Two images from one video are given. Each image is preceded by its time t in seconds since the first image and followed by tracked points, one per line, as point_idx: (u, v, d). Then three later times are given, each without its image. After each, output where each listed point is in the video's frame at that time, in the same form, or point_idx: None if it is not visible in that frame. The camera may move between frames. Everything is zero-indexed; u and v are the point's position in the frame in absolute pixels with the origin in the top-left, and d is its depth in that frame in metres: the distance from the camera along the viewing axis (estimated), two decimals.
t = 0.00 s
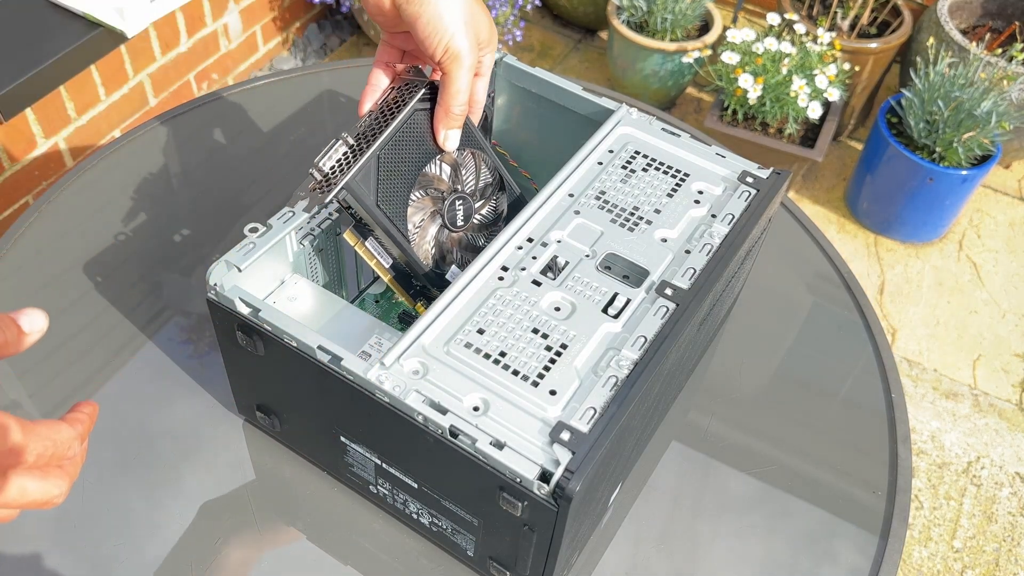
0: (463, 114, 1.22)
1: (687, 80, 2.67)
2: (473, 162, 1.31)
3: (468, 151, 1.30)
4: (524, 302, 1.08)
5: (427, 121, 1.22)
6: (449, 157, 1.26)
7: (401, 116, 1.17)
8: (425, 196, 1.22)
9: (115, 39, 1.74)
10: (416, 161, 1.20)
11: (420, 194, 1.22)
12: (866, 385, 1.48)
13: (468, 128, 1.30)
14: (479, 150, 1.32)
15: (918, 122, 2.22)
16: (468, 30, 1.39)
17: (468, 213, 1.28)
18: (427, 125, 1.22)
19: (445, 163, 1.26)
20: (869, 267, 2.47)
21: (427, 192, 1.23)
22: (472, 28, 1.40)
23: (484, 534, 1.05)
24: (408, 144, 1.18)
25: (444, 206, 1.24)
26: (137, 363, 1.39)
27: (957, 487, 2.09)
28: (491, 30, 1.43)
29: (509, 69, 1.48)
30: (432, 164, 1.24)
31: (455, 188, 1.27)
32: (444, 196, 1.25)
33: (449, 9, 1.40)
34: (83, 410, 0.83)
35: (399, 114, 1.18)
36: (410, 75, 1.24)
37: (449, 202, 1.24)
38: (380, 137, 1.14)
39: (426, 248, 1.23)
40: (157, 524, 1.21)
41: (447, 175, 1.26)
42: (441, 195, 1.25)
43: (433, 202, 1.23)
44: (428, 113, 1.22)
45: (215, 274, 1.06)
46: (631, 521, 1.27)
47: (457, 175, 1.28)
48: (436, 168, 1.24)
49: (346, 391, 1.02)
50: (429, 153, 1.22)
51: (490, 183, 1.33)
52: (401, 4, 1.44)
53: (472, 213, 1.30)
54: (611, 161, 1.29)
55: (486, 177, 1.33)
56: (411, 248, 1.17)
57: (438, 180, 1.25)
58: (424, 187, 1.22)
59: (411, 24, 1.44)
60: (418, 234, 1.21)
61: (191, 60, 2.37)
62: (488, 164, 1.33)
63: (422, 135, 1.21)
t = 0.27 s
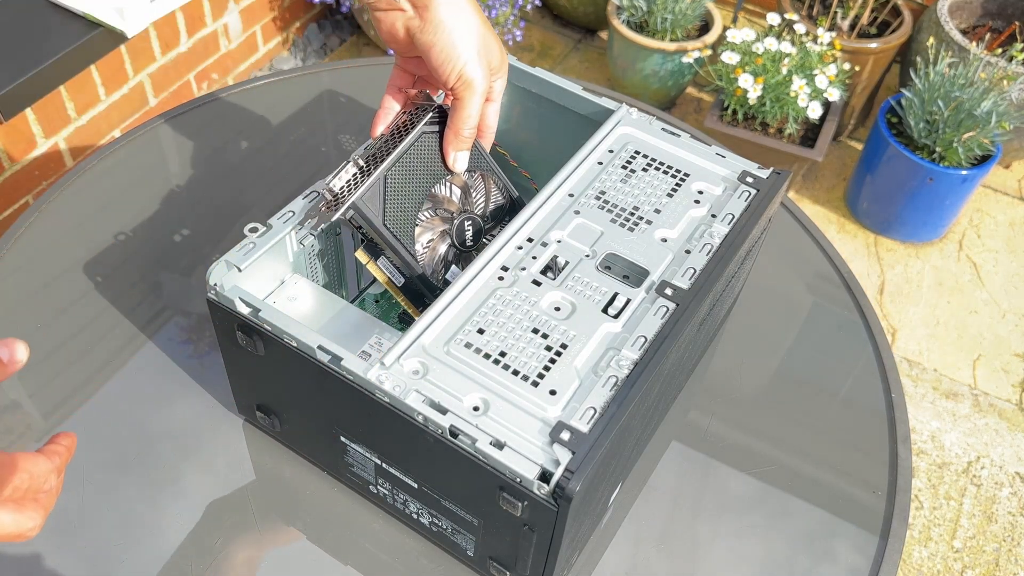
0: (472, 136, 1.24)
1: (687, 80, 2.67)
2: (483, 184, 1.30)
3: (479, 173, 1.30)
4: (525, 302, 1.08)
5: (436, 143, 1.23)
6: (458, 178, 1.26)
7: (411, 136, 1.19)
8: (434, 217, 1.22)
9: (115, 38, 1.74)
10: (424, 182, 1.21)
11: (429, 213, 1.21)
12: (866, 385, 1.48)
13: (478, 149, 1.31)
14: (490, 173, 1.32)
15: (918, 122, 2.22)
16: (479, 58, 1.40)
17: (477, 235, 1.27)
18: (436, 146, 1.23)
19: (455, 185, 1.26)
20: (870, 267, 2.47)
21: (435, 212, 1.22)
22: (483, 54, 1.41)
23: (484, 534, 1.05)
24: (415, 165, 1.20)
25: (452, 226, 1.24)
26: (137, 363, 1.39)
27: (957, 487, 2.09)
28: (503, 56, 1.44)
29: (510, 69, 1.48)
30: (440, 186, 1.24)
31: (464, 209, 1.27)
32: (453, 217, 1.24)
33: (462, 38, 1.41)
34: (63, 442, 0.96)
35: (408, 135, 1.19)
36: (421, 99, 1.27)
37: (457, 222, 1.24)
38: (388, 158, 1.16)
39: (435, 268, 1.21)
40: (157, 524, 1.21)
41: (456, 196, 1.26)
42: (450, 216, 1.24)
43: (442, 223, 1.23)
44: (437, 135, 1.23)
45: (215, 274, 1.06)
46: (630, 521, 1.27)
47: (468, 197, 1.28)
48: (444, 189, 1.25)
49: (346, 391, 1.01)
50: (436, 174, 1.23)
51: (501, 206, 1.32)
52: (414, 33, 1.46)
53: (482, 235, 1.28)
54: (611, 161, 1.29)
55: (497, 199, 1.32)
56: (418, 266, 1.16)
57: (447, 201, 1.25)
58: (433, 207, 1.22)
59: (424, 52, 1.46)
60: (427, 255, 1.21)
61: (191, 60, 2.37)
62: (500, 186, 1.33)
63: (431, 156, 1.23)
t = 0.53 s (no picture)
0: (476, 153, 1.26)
1: (687, 80, 2.67)
2: (488, 200, 1.31)
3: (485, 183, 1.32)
4: (525, 302, 1.08)
5: (439, 159, 1.25)
6: (462, 194, 1.27)
7: (414, 151, 1.21)
8: (437, 230, 1.22)
9: (115, 38, 1.74)
10: (426, 194, 1.22)
11: (432, 225, 1.22)
12: (866, 385, 1.48)
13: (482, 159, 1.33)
14: (495, 188, 1.33)
15: (918, 122, 2.22)
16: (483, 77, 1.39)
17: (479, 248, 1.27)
18: (440, 161, 1.25)
19: (460, 199, 1.27)
20: (870, 267, 2.47)
21: (438, 225, 1.22)
22: (487, 73, 1.40)
23: (484, 534, 1.05)
24: (417, 179, 1.21)
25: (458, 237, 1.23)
26: (137, 363, 1.39)
27: (957, 487, 2.09)
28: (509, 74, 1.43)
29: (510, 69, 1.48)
30: (444, 201, 1.25)
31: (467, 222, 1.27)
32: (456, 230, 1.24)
33: (466, 57, 1.40)
34: (45, 465, 1.07)
35: (412, 150, 1.21)
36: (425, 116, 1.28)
37: (460, 234, 1.24)
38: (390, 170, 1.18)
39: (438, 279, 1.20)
40: (157, 524, 1.21)
41: (460, 210, 1.26)
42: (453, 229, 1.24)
43: (444, 236, 1.23)
44: (440, 150, 1.25)
45: (215, 274, 1.06)
46: (630, 521, 1.27)
47: (472, 211, 1.28)
48: (448, 204, 1.25)
49: (346, 391, 1.01)
50: (440, 189, 1.24)
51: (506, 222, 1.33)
52: (418, 53, 1.45)
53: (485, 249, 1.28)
54: (611, 161, 1.29)
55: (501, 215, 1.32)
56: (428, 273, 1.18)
57: (451, 214, 1.25)
58: (436, 221, 1.22)
59: (428, 72, 1.45)
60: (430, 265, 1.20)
61: (191, 59, 2.37)
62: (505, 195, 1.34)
63: (434, 170, 1.24)
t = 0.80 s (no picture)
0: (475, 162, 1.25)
1: (687, 80, 2.67)
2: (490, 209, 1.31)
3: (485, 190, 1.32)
4: (524, 302, 1.08)
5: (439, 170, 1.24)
6: (463, 204, 1.27)
7: (413, 166, 1.19)
8: (438, 241, 1.22)
9: (115, 38, 1.74)
10: (427, 205, 1.22)
11: (434, 237, 1.22)
12: (866, 385, 1.48)
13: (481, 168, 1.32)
14: (496, 198, 1.32)
15: (918, 122, 2.22)
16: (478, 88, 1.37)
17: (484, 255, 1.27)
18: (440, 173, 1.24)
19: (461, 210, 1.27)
20: (870, 267, 2.47)
21: (440, 236, 1.23)
22: (482, 84, 1.38)
23: (484, 534, 1.05)
24: (417, 192, 1.20)
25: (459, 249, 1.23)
26: (137, 363, 1.39)
27: (957, 487, 2.09)
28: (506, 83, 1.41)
29: (510, 69, 1.48)
30: (445, 212, 1.25)
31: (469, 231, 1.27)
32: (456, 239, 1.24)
33: (460, 69, 1.38)
34: (41, 478, 1.07)
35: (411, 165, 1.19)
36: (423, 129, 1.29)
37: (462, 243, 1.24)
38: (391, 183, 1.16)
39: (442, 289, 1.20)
40: (157, 524, 1.21)
41: (460, 220, 1.27)
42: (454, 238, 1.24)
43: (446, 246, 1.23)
44: (440, 162, 1.24)
45: (215, 274, 1.06)
46: (630, 521, 1.27)
47: (474, 223, 1.28)
48: (449, 215, 1.25)
49: (346, 391, 1.01)
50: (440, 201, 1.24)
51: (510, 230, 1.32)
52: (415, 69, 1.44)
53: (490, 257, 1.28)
54: (611, 161, 1.29)
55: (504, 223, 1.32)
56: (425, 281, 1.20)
57: (452, 224, 1.25)
58: (437, 231, 1.23)
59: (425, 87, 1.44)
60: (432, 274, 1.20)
61: (191, 59, 2.37)
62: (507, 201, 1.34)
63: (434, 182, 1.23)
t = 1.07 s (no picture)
0: (461, 169, 1.27)
1: (686, 80, 2.67)
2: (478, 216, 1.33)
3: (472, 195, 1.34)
4: (525, 302, 1.08)
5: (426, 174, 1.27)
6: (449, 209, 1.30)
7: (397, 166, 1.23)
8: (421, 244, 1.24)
9: (115, 38, 1.74)
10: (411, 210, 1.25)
11: (419, 240, 1.24)
12: (866, 385, 1.48)
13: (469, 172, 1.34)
14: (484, 205, 1.34)
15: (918, 122, 2.22)
16: (469, 95, 1.36)
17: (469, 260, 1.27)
18: (425, 178, 1.27)
19: (447, 215, 1.29)
20: (869, 267, 2.47)
21: (426, 239, 1.25)
22: (474, 91, 1.37)
23: (484, 534, 1.05)
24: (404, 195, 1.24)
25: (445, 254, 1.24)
26: (137, 363, 1.39)
27: (957, 487, 2.09)
28: (498, 88, 1.39)
29: (509, 69, 1.48)
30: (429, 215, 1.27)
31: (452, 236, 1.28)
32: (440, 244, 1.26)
33: (451, 74, 1.36)
34: (41, 472, 1.07)
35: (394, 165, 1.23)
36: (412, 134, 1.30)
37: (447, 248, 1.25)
38: (375, 184, 1.19)
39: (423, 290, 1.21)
40: (156, 525, 1.21)
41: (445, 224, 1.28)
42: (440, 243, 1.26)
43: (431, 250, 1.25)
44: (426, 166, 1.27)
45: (215, 274, 1.06)
46: (630, 521, 1.27)
47: (460, 228, 1.30)
48: (433, 219, 1.28)
49: (346, 391, 1.01)
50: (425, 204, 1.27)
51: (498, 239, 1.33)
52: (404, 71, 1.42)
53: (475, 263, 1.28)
54: (611, 161, 1.30)
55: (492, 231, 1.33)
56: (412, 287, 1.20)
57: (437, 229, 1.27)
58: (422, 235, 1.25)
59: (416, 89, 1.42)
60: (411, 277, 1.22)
61: (191, 59, 2.37)
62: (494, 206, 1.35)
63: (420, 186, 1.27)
